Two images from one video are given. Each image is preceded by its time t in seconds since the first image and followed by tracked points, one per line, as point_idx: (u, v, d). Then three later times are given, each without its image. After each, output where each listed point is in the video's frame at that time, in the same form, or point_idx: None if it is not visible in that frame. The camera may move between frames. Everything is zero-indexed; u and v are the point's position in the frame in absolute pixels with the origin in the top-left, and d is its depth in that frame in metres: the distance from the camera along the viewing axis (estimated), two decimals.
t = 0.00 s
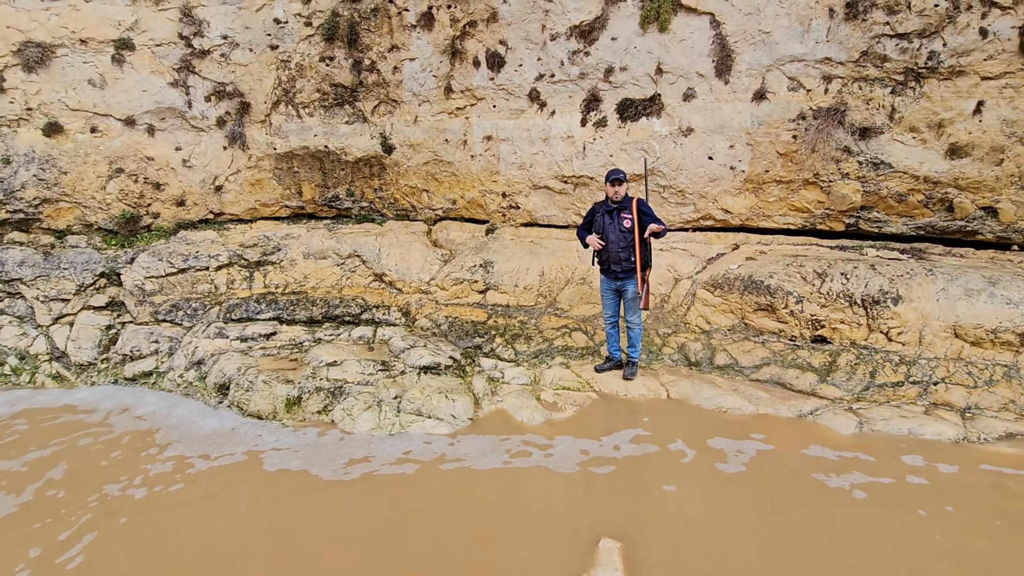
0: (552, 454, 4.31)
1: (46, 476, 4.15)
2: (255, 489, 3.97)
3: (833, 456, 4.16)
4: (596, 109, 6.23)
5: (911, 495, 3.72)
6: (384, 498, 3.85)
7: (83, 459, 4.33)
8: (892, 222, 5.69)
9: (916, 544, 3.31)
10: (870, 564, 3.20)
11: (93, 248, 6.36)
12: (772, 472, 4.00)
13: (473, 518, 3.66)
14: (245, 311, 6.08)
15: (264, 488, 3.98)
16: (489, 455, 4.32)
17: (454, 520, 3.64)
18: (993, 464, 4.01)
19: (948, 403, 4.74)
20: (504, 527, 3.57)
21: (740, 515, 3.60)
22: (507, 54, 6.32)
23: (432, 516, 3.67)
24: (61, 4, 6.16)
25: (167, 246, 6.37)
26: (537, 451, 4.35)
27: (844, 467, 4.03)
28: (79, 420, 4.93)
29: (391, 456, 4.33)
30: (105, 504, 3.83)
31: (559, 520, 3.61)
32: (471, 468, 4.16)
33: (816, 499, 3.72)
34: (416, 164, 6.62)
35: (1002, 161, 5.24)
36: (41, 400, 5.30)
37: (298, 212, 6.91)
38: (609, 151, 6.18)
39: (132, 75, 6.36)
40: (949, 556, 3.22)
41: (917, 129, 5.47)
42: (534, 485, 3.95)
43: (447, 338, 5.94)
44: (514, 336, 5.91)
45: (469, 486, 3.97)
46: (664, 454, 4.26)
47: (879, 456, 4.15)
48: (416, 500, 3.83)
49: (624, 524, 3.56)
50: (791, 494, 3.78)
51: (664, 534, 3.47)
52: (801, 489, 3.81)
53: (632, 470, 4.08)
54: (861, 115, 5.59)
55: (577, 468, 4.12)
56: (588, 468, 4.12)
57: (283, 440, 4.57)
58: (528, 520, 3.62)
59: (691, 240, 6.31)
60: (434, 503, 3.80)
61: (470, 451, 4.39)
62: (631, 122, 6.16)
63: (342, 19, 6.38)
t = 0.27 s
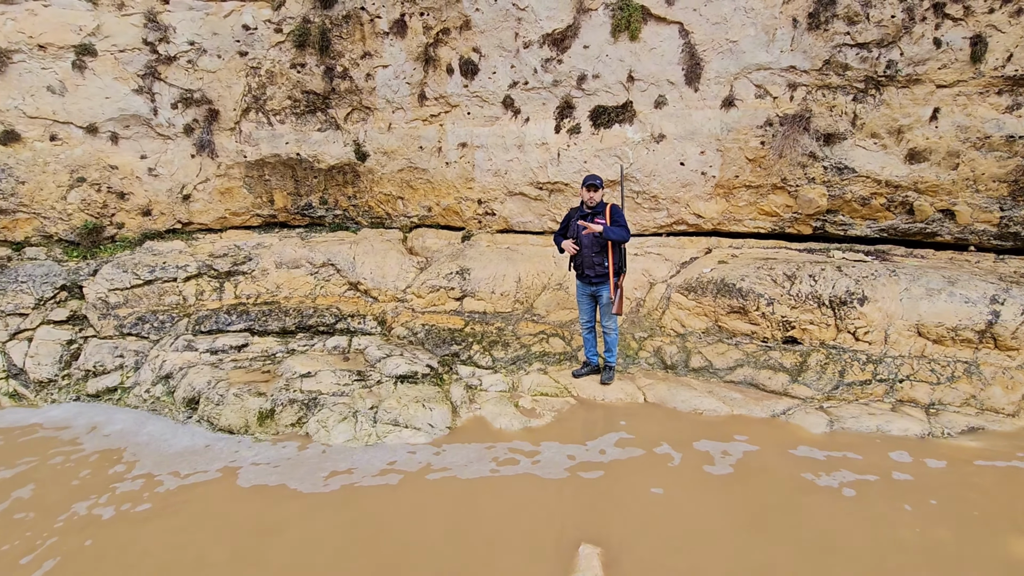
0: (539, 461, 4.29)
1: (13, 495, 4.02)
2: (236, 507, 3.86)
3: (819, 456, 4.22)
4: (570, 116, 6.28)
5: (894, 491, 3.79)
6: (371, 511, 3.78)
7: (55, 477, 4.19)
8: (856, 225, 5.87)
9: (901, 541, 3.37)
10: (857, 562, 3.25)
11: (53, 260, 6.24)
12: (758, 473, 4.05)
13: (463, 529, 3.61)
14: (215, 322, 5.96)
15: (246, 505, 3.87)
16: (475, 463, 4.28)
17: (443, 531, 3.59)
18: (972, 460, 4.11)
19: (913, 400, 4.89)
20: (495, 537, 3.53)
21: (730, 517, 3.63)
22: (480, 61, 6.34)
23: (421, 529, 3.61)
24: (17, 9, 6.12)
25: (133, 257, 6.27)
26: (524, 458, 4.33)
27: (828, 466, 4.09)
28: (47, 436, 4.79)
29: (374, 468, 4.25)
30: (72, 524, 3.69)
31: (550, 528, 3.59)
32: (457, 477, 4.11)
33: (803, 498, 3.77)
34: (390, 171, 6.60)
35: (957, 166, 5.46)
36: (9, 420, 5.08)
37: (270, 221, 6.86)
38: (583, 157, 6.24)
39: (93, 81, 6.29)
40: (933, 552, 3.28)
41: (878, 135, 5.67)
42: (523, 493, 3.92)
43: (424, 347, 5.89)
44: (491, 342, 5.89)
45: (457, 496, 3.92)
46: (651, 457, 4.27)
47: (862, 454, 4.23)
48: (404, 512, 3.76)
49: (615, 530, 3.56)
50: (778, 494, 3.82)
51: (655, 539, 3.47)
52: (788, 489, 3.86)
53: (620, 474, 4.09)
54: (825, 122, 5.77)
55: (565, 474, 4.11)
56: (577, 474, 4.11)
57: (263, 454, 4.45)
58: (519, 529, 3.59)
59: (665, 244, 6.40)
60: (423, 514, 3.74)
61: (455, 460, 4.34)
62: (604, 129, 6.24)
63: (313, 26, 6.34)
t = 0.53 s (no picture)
0: (528, 466, 4.28)
1: None
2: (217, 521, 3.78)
3: (811, 455, 4.27)
4: (546, 121, 6.32)
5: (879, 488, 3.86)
6: (360, 522, 3.73)
7: (25, 497, 4.06)
8: (826, 226, 6.02)
9: (885, 537, 3.43)
10: (844, 559, 3.29)
11: (17, 271, 6.03)
12: (747, 472, 4.09)
13: (454, 537, 3.58)
14: (188, 333, 5.83)
15: (230, 520, 3.78)
16: (464, 470, 4.26)
17: (434, 541, 3.55)
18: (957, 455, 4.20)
19: (883, 396, 5.02)
20: (486, 545, 3.51)
21: (720, 518, 3.66)
22: (456, 67, 6.36)
23: (412, 539, 3.57)
24: None
25: (100, 268, 6.15)
26: (514, 464, 4.31)
27: (816, 465, 4.16)
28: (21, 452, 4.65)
29: (361, 478, 4.19)
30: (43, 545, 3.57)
31: (541, 534, 3.57)
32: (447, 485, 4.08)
33: (791, 498, 3.82)
34: (367, 177, 6.57)
35: (921, 168, 5.64)
36: None
37: (244, 228, 6.83)
38: (560, 162, 6.27)
39: (57, 87, 6.19)
40: (916, 546, 3.35)
41: (845, 139, 5.83)
42: (513, 499, 3.90)
43: (403, 354, 5.84)
44: (471, 348, 5.86)
45: (447, 504, 3.89)
46: (641, 459, 4.29)
47: (849, 452, 4.30)
48: (394, 522, 3.72)
49: (606, 534, 3.56)
50: (767, 493, 3.87)
51: (645, 541, 3.49)
52: (777, 488, 3.91)
53: (611, 477, 4.10)
54: (794, 126, 5.91)
55: (556, 479, 4.10)
56: (567, 479, 4.11)
57: (246, 467, 4.35)
58: (510, 536, 3.57)
59: (642, 247, 6.47)
60: (413, 524, 3.70)
61: (444, 467, 4.31)
62: (581, 134, 6.29)
63: (286, 31, 6.35)
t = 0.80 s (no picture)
0: (522, 471, 4.26)
1: None
2: (202, 535, 3.69)
3: (807, 454, 4.32)
4: (528, 126, 6.34)
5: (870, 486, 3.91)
6: (352, 531, 3.68)
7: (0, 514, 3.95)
8: (804, 228, 6.12)
9: (880, 532, 3.48)
10: (835, 557, 3.32)
11: None
12: (740, 473, 4.12)
13: (448, 545, 3.54)
14: (164, 343, 5.72)
15: (218, 533, 3.70)
16: (457, 477, 4.22)
17: (426, 549, 3.51)
18: (945, 451, 4.27)
19: (862, 394, 5.11)
20: (480, 552, 3.48)
21: (713, 519, 3.67)
22: (437, 71, 6.35)
23: (405, 548, 3.53)
24: None
25: (72, 277, 6.03)
26: (507, 469, 4.29)
27: (809, 464, 4.19)
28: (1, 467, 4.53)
29: (351, 486, 4.13)
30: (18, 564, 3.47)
31: (536, 540, 3.55)
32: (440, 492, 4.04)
33: (784, 497, 3.84)
34: (348, 182, 6.52)
35: (894, 170, 5.77)
36: None
37: (222, 235, 6.75)
38: (542, 166, 6.29)
39: (26, 92, 6.10)
40: (906, 543, 3.39)
41: (821, 142, 5.94)
42: (508, 505, 3.88)
43: (387, 361, 5.78)
44: (455, 354, 5.82)
45: (440, 511, 3.85)
46: (634, 462, 4.30)
47: (840, 451, 4.35)
48: (386, 531, 3.67)
49: (604, 537, 3.56)
50: (760, 493, 3.89)
51: (639, 544, 3.49)
52: (769, 488, 3.94)
53: (605, 481, 4.10)
54: (771, 130, 6.01)
55: (551, 483, 4.09)
56: (563, 482, 4.09)
57: (232, 479, 4.25)
58: (505, 543, 3.54)
59: (625, 251, 6.50)
60: (406, 533, 3.66)
61: (436, 474, 4.27)
62: (562, 138, 6.31)
63: (263, 36, 6.30)
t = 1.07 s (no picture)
0: (519, 475, 4.25)
1: None
2: (193, 546, 3.62)
3: (809, 454, 4.36)
4: (514, 130, 6.35)
5: (865, 485, 3.95)
6: (348, 539, 3.63)
7: None
8: (787, 230, 6.20)
9: (877, 531, 3.52)
10: (830, 557, 3.34)
11: None
12: (738, 474, 4.14)
13: (446, 551, 3.52)
14: (146, 351, 5.65)
15: (210, 543, 3.65)
16: (454, 482, 4.19)
17: (425, 555, 3.49)
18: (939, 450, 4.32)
19: (846, 394, 5.18)
20: (478, 557, 3.46)
21: (713, 520, 3.69)
22: (423, 76, 6.35)
23: (403, 555, 3.50)
24: None
25: (51, 285, 5.93)
26: (505, 474, 4.27)
27: (806, 464, 4.23)
28: None
29: (346, 494, 4.09)
30: None
31: (534, 544, 3.54)
32: (438, 498, 4.01)
33: (780, 498, 3.87)
34: (334, 188, 6.49)
35: (874, 173, 5.87)
36: None
37: (205, 241, 6.67)
38: (528, 170, 6.31)
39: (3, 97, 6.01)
40: (900, 542, 3.42)
41: (802, 146, 6.03)
42: (506, 509, 3.86)
43: (374, 366, 5.74)
44: (443, 359, 5.80)
45: (438, 516, 3.83)
46: (632, 464, 4.31)
47: (835, 451, 4.39)
48: (383, 538, 3.64)
49: (603, 539, 3.56)
50: (757, 494, 3.92)
51: (638, 546, 3.49)
52: (766, 489, 3.96)
53: (603, 483, 4.10)
54: (754, 134, 6.09)
55: (550, 486, 4.08)
56: (561, 486, 4.09)
57: (224, 489, 4.18)
58: (504, 547, 3.53)
59: (611, 254, 6.53)
60: (404, 540, 3.63)
61: (433, 479, 4.24)
62: (549, 142, 6.34)
63: (246, 40, 6.28)
